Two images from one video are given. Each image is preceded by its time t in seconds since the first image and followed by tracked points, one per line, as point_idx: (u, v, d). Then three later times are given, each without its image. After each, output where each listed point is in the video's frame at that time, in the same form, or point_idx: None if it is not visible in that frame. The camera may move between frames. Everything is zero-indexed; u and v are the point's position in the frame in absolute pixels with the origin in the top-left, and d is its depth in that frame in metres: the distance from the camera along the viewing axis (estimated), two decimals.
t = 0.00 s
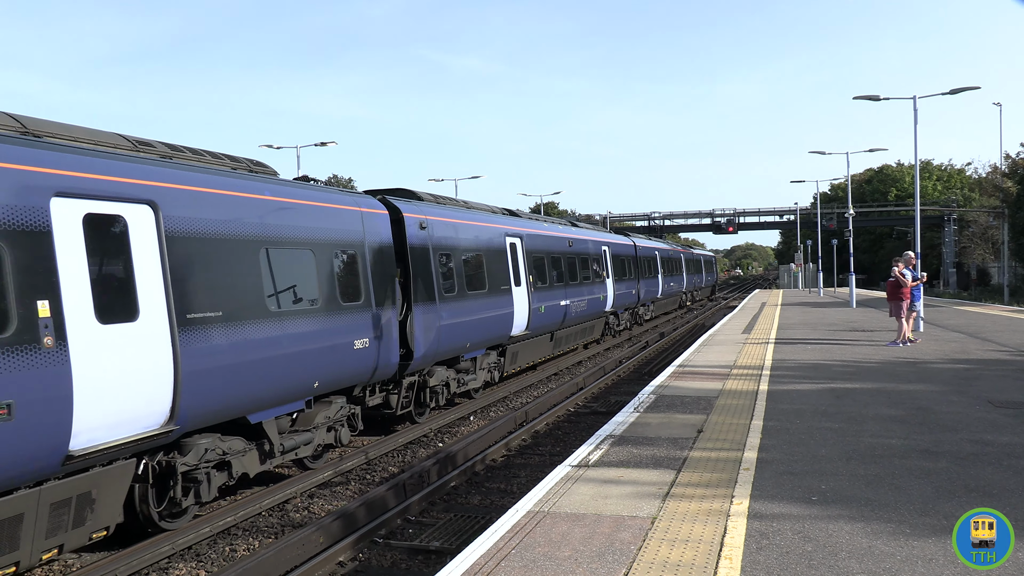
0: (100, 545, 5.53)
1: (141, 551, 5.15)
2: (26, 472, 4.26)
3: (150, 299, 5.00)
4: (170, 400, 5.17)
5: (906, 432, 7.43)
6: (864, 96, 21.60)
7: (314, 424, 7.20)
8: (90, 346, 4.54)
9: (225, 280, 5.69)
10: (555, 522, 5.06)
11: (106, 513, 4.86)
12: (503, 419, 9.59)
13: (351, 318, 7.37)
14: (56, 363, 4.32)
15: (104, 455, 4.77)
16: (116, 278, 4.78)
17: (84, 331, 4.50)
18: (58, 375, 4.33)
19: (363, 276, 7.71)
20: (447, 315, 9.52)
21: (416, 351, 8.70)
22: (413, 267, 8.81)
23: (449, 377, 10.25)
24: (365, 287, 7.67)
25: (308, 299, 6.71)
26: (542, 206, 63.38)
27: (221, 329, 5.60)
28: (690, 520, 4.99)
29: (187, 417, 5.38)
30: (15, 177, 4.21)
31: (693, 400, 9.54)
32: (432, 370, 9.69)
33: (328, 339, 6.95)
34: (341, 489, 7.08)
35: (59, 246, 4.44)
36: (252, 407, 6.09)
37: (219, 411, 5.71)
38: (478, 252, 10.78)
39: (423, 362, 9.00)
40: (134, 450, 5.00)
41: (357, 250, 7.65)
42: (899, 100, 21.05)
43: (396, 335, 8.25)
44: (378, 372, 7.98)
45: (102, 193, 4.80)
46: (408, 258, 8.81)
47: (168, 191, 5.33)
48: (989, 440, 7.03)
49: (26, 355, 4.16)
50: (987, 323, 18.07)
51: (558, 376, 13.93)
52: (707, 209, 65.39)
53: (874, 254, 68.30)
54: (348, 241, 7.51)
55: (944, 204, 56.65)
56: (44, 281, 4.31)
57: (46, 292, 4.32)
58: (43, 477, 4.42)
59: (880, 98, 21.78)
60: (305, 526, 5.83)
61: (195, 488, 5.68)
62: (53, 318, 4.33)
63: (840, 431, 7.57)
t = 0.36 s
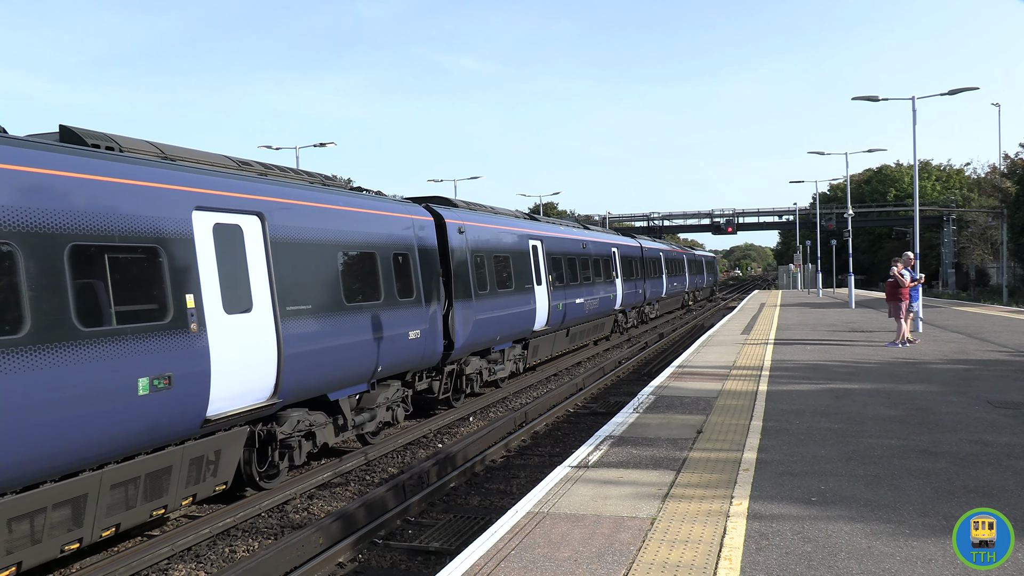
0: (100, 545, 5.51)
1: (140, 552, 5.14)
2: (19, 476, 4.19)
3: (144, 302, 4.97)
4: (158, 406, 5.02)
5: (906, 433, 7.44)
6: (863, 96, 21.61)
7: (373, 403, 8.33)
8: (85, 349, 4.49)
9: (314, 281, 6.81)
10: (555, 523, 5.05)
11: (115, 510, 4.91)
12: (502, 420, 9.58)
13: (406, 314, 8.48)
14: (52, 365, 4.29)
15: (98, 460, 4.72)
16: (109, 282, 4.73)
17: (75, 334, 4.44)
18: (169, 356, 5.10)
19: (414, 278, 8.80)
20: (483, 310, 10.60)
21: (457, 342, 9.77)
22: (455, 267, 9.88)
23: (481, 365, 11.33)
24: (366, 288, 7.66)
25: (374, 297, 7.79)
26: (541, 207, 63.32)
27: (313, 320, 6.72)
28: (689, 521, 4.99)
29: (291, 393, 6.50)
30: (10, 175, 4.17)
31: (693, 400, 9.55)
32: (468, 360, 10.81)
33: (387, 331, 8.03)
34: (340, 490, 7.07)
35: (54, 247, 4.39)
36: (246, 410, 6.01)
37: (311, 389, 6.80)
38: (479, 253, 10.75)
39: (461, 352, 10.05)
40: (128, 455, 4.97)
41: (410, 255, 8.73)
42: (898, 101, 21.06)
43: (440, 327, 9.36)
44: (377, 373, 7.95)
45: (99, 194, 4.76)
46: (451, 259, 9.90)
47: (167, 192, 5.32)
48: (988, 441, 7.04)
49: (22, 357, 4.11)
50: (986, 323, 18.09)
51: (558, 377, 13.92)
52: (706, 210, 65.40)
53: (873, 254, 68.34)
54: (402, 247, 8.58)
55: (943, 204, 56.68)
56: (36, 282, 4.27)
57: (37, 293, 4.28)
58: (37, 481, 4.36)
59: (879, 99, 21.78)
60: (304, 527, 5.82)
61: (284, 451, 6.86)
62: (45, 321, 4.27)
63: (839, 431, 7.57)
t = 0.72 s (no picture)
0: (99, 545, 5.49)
1: (140, 553, 5.13)
2: (23, 476, 4.16)
3: (143, 302, 4.96)
4: (157, 407, 5.01)
5: (905, 433, 7.44)
6: (862, 96, 21.63)
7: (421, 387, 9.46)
8: (84, 348, 4.47)
9: (376, 279, 7.92)
10: (554, 523, 5.05)
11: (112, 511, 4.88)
12: (501, 420, 9.58)
13: (449, 308, 9.61)
14: (52, 365, 4.27)
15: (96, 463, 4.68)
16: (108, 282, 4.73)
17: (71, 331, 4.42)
18: (266, 338, 6.07)
19: (454, 276, 9.92)
20: (511, 305, 11.68)
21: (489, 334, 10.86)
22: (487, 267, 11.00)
23: (507, 356, 12.40)
24: (366, 288, 7.66)
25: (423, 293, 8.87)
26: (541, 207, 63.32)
27: (378, 312, 7.86)
28: (689, 521, 4.98)
29: (363, 374, 7.62)
30: (12, 175, 4.20)
31: (693, 400, 9.56)
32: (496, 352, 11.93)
33: (431, 323, 9.06)
34: (340, 490, 7.07)
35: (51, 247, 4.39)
36: (247, 412, 6.00)
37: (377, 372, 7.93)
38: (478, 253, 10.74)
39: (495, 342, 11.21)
40: (127, 456, 4.94)
41: (450, 256, 9.83)
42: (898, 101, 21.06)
43: (476, 320, 10.48)
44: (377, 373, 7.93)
45: (98, 193, 4.76)
46: (483, 261, 11.02)
47: (166, 192, 5.32)
48: (987, 440, 7.03)
49: (21, 356, 4.10)
50: (986, 323, 18.10)
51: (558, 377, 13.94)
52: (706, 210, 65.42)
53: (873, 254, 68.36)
54: (443, 249, 9.68)
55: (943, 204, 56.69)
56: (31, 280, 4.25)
57: (35, 293, 4.28)
58: (36, 482, 4.31)
59: (879, 99, 21.78)
60: (303, 528, 5.82)
61: (353, 423, 8.03)
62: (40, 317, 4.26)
63: (839, 431, 7.57)
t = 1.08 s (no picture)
0: (100, 546, 5.49)
1: (140, 553, 5.14)
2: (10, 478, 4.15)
3: (138, 302, 4.93)
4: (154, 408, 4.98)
5: (905, 431, 7.45)
6: (862, 95, 21.60)
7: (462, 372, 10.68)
8: (78, 349, 4.45)
9: (428, 276, 9.11)
10: (555, 522, 5.06)
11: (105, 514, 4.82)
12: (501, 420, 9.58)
13: (485, 302, 10.80)
14: (45, 367, 4.25)
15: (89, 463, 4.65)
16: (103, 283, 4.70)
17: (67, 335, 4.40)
18: (346, 328, 7.24)
19: (490, 275, 11.11)
20: (537, 301, 12.91)
21: (518, 325, 12.00)
22: (517, 267, 12.20)
23: (533, 346, 13.51)
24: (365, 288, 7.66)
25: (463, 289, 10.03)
26: (541, 207, 63.39)
27: (430, 305, 9.06)
28: (689, 520, 4.98)
29: (419, 358, 8.84)
30: (13, 177, 4.20)
31: (693, 399, 9.57)
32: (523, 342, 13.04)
33: (473, 317, 10.29)
34: (340, 490, 7.07)
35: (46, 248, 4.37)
36: (245, 413, 5.97)
37: (431, 358, 9.21)
38: (478, 253, 10.74)
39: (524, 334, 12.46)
40: (126, 456, 4.93)
41: (484, 256, 10.98)
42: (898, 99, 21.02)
43: (509, 315, 11.75)
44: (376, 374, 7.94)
45: (93, 193, 4.73)
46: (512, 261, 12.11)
47: (166, 193, 5.32)
48: (987, 439, 7.03)
49: (18, 358, 4.10)
50: (986, 322, 18.11)
51: (558, 377, 13.94)
52: (706, 209, 65.40)
53: (873, 253, 68.38)
54: (478, 250, 10.83)
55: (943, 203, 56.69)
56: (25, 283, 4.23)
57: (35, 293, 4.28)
58: (28, 483, 4.30)
59: (879, 98, 21.75)
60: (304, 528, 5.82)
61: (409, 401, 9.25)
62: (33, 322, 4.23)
63: (839, 430, 7.58)
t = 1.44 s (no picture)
0: (99, 546, 5.49)
1: (140, 553, 5.13)
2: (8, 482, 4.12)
3: (136, 302, 4.92)
4: (148, 410, 4.95)
5: (906, 430, 7.45)
6: (861, 94, 21.58)
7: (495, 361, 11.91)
8: (76, 350, 4.44)
9: (468, 273, 10.31)
10: (555, 521, 5.06)
11: (96, 518, 4.75)
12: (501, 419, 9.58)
13: (506, 298, 11.62)
14: (44, 367, 4.25)
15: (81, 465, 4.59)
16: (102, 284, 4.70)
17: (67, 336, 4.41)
18: (403, 315, 8.41)
19: (518, 273, 12.29)
20: (558, 298, 14.05)
21: (541, 319, 13.16)
22: (541, 267, 13.37)
23: (552, 339, 14.62)
24: (365, 288, 7.68)
25: (497, 285, 11.23)
26: (541, 207, 63.44)
27: (470, 299, 10.28)
28: (689, 519, 4.99)
29: (464, 345, 10.13)
30: (12, 179, 4.21)
31: (693, 398, 9.58)
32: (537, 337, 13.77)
33: (505, 312, 11.52)
34: (340, 490, 7.07)
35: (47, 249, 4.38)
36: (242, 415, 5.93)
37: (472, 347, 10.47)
38: (478, 252, 10.76)
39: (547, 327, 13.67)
40: (124, 456, 4.92)
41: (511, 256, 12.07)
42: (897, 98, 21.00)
43: (535, 310, 12.95)
44: (377, 373, 7.92)
45: (91, 194, 4.72)
46: (537, 260, 13.14)
47: (166, 194, 5.34)
48: (987, 437, 7.04)
49: (17, 359, 4.09)
50: (986, 320, 18.13)
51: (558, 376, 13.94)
52: (705, 209, 65.42)
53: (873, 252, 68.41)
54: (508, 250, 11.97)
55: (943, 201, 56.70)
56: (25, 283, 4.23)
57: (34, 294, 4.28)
58: (26, 485, 4.27)
59: (878, 97, 21.73)
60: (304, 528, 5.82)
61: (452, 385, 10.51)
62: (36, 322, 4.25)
63: (839, 429, 7.59)
